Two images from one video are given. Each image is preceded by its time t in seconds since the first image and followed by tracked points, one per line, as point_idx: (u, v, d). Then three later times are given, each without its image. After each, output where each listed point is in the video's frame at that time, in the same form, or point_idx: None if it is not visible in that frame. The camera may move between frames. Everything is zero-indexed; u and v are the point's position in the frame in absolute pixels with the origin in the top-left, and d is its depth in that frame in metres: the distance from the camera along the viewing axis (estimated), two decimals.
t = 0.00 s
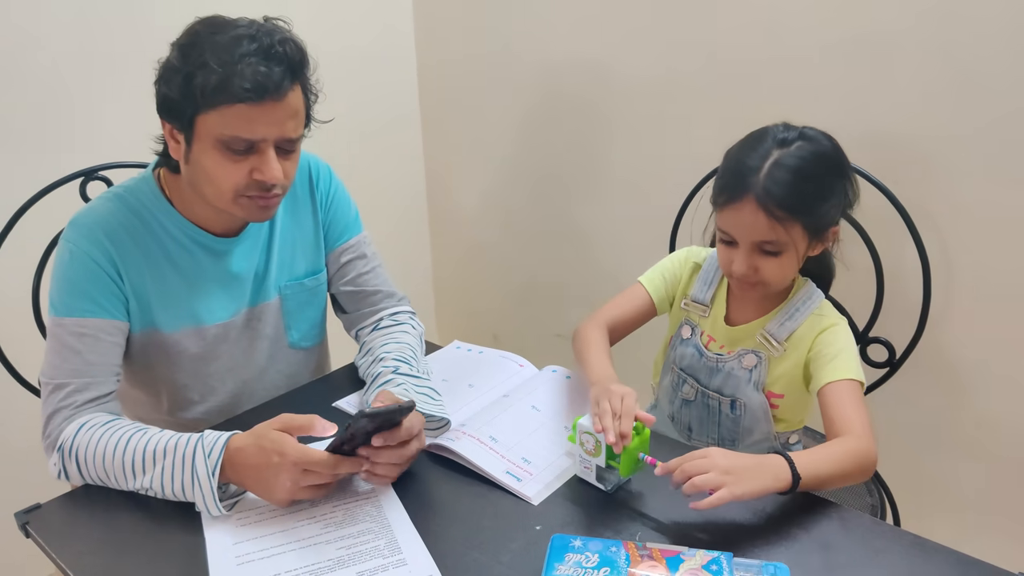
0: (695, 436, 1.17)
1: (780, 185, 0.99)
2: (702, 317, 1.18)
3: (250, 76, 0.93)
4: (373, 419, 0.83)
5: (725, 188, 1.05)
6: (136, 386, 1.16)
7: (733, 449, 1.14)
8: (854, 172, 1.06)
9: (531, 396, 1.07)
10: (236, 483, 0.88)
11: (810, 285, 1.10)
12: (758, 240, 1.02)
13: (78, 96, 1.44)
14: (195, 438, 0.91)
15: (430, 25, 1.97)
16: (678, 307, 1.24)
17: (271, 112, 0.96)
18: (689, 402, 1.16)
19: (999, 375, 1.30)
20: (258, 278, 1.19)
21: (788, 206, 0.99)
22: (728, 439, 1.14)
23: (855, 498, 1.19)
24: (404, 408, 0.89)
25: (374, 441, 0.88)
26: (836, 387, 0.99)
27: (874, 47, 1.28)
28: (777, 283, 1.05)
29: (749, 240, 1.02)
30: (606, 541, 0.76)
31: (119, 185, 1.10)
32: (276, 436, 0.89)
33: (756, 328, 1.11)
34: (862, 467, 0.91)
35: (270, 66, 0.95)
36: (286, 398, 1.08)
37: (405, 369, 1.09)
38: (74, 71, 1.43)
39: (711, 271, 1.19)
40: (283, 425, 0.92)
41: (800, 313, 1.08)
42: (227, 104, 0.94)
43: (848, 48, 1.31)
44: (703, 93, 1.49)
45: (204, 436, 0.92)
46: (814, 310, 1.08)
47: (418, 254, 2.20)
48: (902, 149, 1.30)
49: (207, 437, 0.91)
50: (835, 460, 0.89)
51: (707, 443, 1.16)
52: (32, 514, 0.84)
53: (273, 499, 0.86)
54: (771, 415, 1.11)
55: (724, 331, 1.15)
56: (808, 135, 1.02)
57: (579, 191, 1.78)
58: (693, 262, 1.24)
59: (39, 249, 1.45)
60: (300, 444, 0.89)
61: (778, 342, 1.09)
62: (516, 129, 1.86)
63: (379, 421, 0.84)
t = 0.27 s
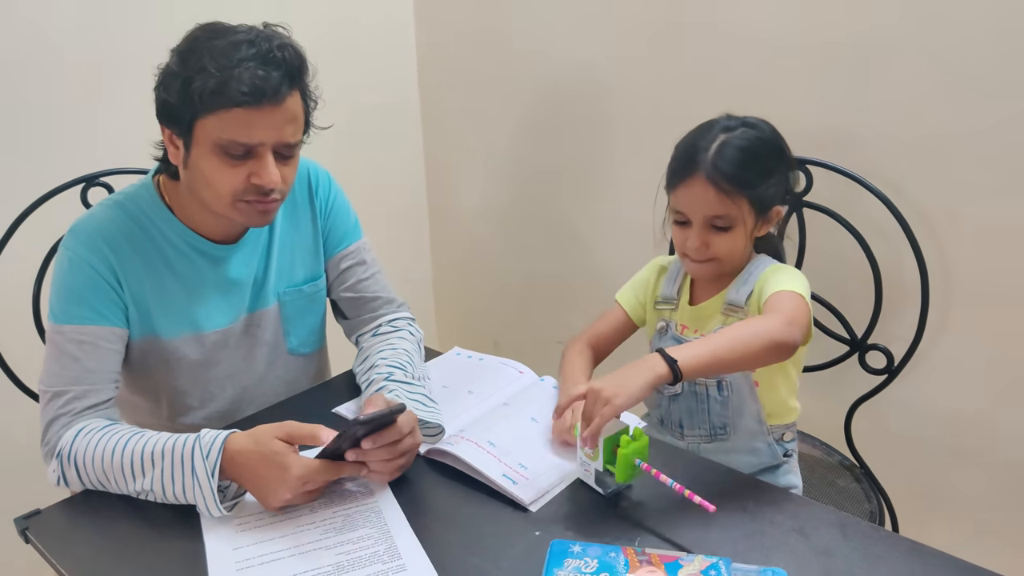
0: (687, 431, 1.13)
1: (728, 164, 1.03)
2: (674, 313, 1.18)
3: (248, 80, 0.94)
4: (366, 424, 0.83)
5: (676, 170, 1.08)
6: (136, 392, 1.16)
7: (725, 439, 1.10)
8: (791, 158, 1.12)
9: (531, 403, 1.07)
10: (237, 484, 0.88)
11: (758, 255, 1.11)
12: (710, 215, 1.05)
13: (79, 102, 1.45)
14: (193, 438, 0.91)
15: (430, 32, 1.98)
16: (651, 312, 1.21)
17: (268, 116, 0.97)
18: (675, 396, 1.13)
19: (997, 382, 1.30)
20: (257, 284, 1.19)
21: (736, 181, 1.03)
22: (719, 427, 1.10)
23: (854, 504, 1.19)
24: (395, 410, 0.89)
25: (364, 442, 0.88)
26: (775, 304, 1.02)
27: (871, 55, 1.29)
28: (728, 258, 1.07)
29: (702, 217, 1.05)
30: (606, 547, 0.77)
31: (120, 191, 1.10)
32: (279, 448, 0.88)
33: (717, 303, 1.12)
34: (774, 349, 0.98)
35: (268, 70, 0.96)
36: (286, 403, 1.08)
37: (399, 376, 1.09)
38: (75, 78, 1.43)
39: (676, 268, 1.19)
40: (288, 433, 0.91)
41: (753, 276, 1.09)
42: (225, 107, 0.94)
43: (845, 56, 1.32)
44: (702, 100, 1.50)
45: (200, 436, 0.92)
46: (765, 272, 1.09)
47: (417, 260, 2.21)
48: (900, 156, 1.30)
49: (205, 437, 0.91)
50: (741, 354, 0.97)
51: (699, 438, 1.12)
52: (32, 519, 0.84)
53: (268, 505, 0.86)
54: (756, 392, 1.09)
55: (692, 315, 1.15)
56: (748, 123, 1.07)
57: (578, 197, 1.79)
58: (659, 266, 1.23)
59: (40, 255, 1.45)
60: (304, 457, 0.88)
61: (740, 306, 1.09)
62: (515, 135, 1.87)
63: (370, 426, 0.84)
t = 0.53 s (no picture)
0: (694, 423, 1.12)
1: (712, 175, 1.03)
2: (680, 307, 1.16)
3: (248, 79, 0.94)
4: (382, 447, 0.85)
5: (660, 186, 1.08)
6: (134, 389, 1.16)
7: (732, 430, 1.09)
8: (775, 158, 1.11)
9: (528, 400, 1.07)
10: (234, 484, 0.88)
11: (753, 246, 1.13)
12: (697, 227, 1.04)
13: (78, 98, 1.45)
14: (190, 439, 0.91)
15: (429, 28, 1.98)
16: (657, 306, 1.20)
17: (268, 115, 0.96)
18: (683, 388, 1.12)
19: (995, 381, 1.31)
20: (256, 281, 1.19)
21: (720, 191, 1.03)
22: (726, 419, 1.09)
23: (851, 503, 1.19)
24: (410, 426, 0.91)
25: (383, 457, 0.89)
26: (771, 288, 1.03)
27: (872, 53, 1.28)
28: (721, 264, 1.07)
29: (690, 229, 1.05)
30: (603, 545, 0.77)
31: (118, 187, 1.10)
32: (275, 445, 0.88)
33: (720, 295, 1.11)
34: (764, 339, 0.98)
35: (267, 69, 0.96)
36: (284, 400, 1.08)
37: (403, 372, 1.09)
38: (74, 73, 1.43)
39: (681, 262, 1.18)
40: (278, 431, 0.90)
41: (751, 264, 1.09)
42: (224, 106, 0.94)
43: (846, 55, 1.31)
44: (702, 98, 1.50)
45: (198, 437, 0.91)
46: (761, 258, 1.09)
47: (416, 258, 2.21)
48: (900, 155, 1.30)
49: (202, 438, 0.91)
50: (730, 344, 0.97)
51: (706, 430, 1.11)
52: (29, 515, 0.84)
53: (267, 503, 0.86)
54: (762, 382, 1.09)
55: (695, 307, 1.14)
56: (727, 130, 1.07)
57: (577, 195, 1.78)
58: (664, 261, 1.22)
59: (39, 251, 1.45)
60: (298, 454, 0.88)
61: (741, 295, 1.09)
62: (515, 132, 1.87)
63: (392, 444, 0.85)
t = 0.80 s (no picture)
0: (705, 420, 1.12)
1: (752, 158, 1.02)
2: (694, 304, 1.16)
3: (246, 72, 0.92)
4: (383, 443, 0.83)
5: (698, 162, 1.07)
6: (134, 385, 1.15)
7: (744, 428, 1.09)
8: (818, 156, 1.10)
9: (532, 398, 1.06)
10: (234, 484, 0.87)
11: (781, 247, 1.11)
12: (727, 207, 1.04)
13: (76, 91, 1.43)
14: (191, 440, 0.90)
15: (430, 22, 1.96)
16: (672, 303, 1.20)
17: (266, 108, 0.95)
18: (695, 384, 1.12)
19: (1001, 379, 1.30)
20: (257, 276, 1.18)
21: (757, 176, 1.02)
22: (737, 417, 1.09)
23: (857, 501, 1.18)
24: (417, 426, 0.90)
25: (392, 454, 0.88)
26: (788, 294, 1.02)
27: (879, 48, 1.27)
28: (742, 253, 1.06)
29: (720, 208, 1.04)
30: (609, 545, 0.76)
31: (116, 181, 1.08)
32: (273, 447, 0.86)
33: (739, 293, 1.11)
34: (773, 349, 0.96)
35: (266, 62, 0.94)
36: (285, 397, 1.07)
37: (406, 369, 1.08)
38: (72, 66, 1.41)
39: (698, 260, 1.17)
40: (276, 433, 0.89)
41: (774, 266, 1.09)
42: (222, 99, 0.93)
43: (853, 50, 1.30)
44: (706, 93, 1.49)
45: (198, 438, 0.90)
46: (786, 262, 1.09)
47: (417, 253, 2.20)
48: (907, 151, 1.29)
49: (203, 439, 0.90)
50: (739, 349, 0.96)
51: (717, 427, 1.11)
52: (28, 513, 0.83)
53: (271, 503, 0.85)
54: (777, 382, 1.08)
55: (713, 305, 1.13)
56: (777, 121, 1.06)
57: (580, 191, 1.77)
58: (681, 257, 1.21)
59: (37, 246, 1.44)
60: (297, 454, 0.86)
61: (762, 293, 1.08)
62: (516, 127, 1.85)
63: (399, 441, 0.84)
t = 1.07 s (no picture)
0: (715, 422, 1.12)
1: (767, 168, 1.02)
2: (706, 304, 1.16)
3: (251, 78, 0.93)
4: (391, 442, 0.83)
5: (714, 168, 1.07)
6: (144, 388, 1.16)
7: (753, 432, 1.09)
8: (839, 165, 1.09)
9: (538, 401, 1.06)
10: (243, 487, 0.88)
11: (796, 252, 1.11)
12: (740, 217, 1.04)
13: (86, 98, 1.45)
14: (200, 443, 0.90)
15: (437, 27, 1.97)
16: (681, 302, 1.20)
17: (272, 114, 0.96)
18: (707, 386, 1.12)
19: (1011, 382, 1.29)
20: (265, 281, 1.19)
21: (771, 186, 1.02)
22: (748, 420, 1.09)
23: (865, 505, 1.17)
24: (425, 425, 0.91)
25: (399, 455, 0.89)
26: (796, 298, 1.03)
27: (886, 51, 1.27)
28: (755, 262, 1.06)
29: (733, 217, 1.04)
30: (616, 549, 0.76)
31: (127, 187, 1.10)
32: (281, 450, 0.87)
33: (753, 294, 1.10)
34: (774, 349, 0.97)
35: (272, 68, 0.95)
36: (293, 401, 1.07)
37: (413, 373, 1.08)
38: (82, 73, 1.43)
39: (710, 260, 1.17)
40: (284, 436, 0.90)
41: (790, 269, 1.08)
42: (228, 106, 0.94)
43: (860, 53, 1.29)
44: (711, 97, 1.49)
45: (207, 440, 0.91)
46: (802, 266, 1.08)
47: (424, 257, 2.20)
48: (915, 154, 1.28)
49: (212, 442, 0.90)
50: (740, 348, 0.98)
51: (726, 430, 1.11)
52: (40, 515, 0.84)
53: (280, 505, 0.85)
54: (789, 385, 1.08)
55: (724, 304, 1.13)
56: (799, 128, 1.05)
57: (586, 195, 1.77)
58: (692, 256, 1.21)
59: (48, 252, 1.45)
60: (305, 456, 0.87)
61: (777, 296, 1.07)
62: (523, 131, 1.86)
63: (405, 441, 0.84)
